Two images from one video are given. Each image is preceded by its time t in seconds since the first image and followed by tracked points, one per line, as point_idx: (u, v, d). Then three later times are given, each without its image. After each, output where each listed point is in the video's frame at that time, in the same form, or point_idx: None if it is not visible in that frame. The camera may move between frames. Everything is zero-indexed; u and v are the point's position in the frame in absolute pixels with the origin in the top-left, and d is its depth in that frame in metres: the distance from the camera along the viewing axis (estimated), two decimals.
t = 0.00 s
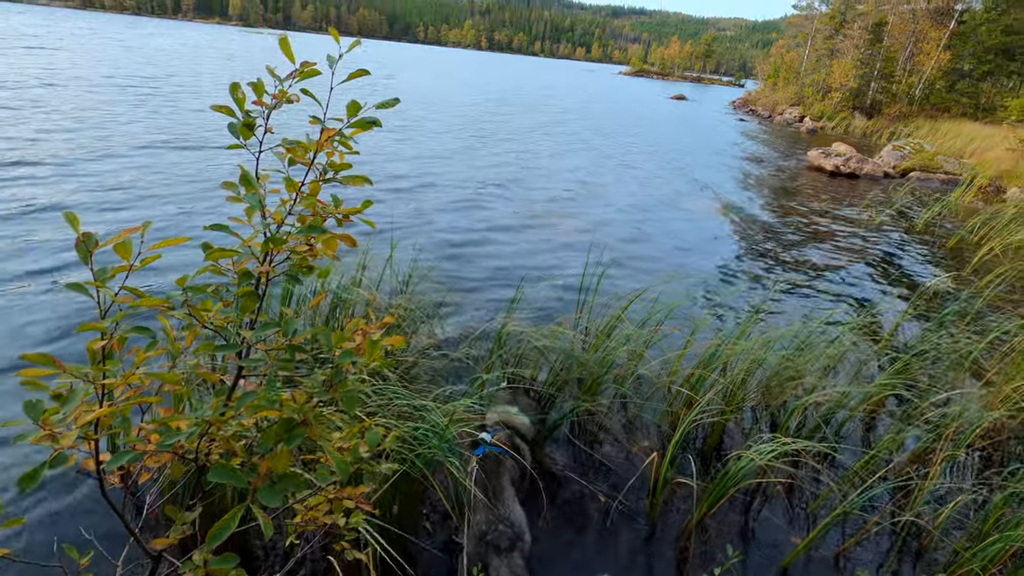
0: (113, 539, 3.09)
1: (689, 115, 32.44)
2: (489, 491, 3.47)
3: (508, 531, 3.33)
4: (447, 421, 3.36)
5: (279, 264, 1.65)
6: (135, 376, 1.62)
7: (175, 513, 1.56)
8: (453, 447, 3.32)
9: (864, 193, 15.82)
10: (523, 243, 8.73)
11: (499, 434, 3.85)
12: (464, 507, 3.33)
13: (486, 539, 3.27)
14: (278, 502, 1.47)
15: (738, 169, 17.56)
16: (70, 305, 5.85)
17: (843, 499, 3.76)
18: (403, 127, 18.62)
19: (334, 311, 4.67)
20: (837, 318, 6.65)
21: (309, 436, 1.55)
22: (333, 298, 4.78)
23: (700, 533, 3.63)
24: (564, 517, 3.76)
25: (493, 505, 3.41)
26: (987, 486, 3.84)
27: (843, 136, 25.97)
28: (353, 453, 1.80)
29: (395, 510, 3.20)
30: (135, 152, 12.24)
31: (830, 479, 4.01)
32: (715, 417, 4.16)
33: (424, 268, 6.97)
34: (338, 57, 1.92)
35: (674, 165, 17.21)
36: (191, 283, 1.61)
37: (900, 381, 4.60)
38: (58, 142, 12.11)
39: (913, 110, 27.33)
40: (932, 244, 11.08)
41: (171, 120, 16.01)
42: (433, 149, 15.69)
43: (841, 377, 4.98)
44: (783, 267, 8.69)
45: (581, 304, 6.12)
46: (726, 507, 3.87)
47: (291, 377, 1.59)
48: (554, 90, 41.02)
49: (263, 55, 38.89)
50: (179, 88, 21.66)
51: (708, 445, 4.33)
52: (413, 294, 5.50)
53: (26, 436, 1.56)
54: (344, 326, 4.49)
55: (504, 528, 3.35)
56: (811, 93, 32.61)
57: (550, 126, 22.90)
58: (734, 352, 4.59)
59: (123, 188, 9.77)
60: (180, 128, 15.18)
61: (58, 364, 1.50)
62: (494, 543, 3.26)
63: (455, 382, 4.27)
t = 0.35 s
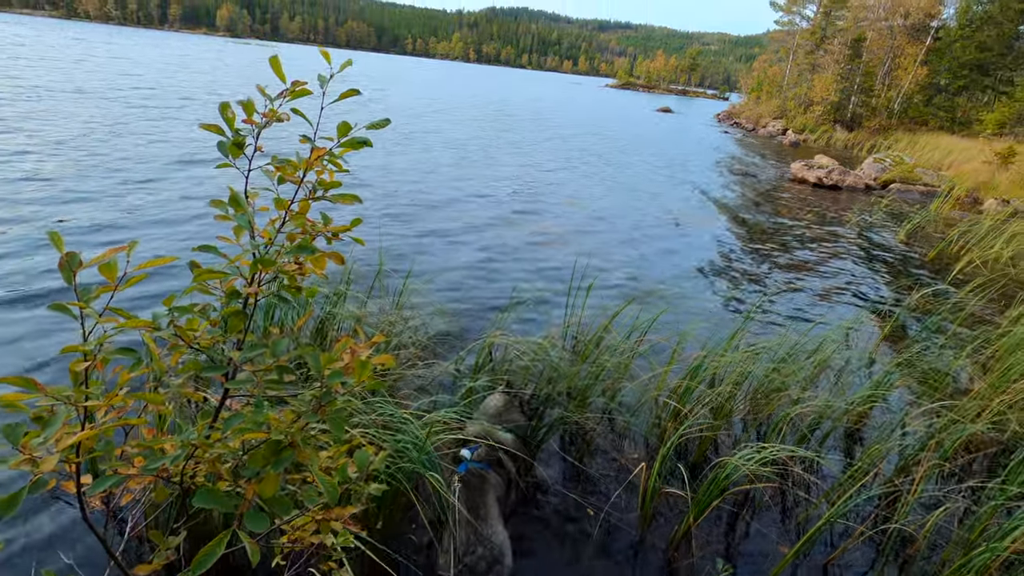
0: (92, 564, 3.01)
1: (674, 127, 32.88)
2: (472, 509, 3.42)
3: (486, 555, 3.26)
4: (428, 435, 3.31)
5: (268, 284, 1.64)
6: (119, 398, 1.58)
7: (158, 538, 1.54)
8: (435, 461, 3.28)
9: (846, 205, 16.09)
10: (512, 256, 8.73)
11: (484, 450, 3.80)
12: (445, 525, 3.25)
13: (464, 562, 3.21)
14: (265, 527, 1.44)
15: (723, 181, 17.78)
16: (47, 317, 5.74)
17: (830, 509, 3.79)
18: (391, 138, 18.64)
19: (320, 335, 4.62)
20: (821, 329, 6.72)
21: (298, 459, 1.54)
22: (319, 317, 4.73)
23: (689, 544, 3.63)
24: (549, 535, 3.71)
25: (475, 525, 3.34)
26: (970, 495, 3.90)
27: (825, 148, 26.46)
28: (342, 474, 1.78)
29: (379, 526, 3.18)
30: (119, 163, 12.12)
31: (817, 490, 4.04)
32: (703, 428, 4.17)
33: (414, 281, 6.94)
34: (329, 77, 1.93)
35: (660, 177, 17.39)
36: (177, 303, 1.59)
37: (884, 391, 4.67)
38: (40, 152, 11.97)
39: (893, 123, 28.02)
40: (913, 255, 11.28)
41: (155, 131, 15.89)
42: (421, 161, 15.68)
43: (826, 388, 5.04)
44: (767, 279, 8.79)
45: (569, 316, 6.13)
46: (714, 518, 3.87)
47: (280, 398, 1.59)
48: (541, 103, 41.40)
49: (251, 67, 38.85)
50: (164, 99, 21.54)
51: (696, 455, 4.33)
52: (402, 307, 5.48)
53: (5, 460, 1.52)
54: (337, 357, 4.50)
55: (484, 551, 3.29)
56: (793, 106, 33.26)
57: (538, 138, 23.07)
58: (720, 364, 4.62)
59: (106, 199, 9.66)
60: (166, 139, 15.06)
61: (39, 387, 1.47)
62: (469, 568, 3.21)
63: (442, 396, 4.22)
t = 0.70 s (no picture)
0: None
1: (661, 142, 33.36)
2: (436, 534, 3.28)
3: None
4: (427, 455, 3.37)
5: (255, 308, 1.63)
6: (102, 424, 1.57)
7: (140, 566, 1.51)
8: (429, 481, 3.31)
9: (829, 219, 16.36)
10: (502, 272, 8.77)
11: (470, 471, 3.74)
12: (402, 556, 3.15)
13: None
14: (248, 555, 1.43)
15: (708, 195, 18.02)
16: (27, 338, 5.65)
17: (818, 524, 3.81)
18: (379, 154, 18.71)
19: (306, 350, 4.61)
20: (807, 342, 6.80)
21: (284, 485, 1.53)
22: (305, 331, 4.72)
23: (679, 561, 3.63)
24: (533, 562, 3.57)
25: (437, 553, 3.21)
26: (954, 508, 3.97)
27: (807, 164, 26.99)
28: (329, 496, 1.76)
29: (370, 545, 3.13)
30: (103, 179, 12.02)
31: (804, 503, 4.07)
32: (691, 442, 4.19)
33: (404, 297, 6.94)
34: (318, 99, 1.94)
35: (646, 192, 17.60)
36: (163, 327, 1.59)
37: (867, 404, 4.74)
38: (23, 168, 11.85)
39: (873, 139, 28.82)
40: (895, 269, 11.46)
41: (141, 147, 15.81)
42: (410, 176, 15.76)
43: (812, 400, 5.09)
44: (754, 292, 8.88)
45: (557, 333, 6.16)
46: (703, 532, 3.87)
47: (268, 420, 1.58)
48: (530, 118, 41.84)
49: (239, 82, 38.90)
50: (151, 114, 21.47)
51: (685, 470, 4.34)
52: (390, 324, 5.49)
53: None
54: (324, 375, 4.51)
55: None
56: (775, 122, 33.95)
57: (526, 153, 23.29)
58: (707, 378, 4.65)
59: (89, 216, 9.57)
60: (152, 154, 14.98)
61: (19, 414, 1.45)
62: None
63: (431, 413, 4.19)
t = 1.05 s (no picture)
0: None
1: (646, 154, 33.77)
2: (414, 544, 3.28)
3: None
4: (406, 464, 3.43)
5: (238, 330, 1.61)
6: (81, 449, 1.53)
7: None
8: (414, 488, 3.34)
9: (811, 229, 16.63)
10: (490, 285, 8.75)
11: (459, 492, 3.74)
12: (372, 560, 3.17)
13: None
14: None
15: (693, 206, 18.25)
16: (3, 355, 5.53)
17: (805, 533, 3.83)
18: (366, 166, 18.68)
19: (294, 368, 4.61)
20: (792, 352, 6.88)
21: (267, 510, 1.51)
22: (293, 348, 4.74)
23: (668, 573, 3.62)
24: None
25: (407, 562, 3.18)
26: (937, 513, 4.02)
27: (789, 174, 27.52)
28: (314, 520, 1.73)
29: (356, 563, 3.11)
30: (84, 192, 11.85)
31: (792, 511, 4.09)
32: (679, 452, 4.21)
33: (392, 311, 6.88)
34: (302, 118, 1.93)
35: (632, 203, 17.77)
36: (144, 350, 1.56)
37: (851, 412, 4.80)
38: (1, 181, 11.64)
39: (852, 149, 29.75)
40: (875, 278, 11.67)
41: (124, 159, 15.64)
42: (396, 189, 15.72)
43: (798, 410, 5.14)
44: (739, 303, 8.98)
45: (545, 346, 6.17)
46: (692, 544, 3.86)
47: (252, 443, 1.58)
48: (517, 130, 42.16)
49: (224, 93, 38.75)
50: (134, 126, 21.25)
51: (674, 481, 4.34)
52: (377, 338, 5.44)
53: None
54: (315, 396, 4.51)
55: None
56: (757, 133, 34.56)
57: (513, 165, 23.43)
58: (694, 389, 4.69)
59: (69, 229, 9.41)
60: (134, 166, 14.81)
61: None
62: None
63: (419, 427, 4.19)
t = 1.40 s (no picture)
0: None
1: (629, 162, 34.17)
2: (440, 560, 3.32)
3: None
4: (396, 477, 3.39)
5: (217, 347, 1.60)
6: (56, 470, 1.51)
7: None
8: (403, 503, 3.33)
9: (792, 234, 16.90)
10: (475, 295, 8.73)
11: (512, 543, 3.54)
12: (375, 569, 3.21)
13: None
14: None
15: (676, 213, 18.47)
16: None
17: (791, 537, 3.87)
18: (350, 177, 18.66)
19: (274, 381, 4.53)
20: (776, 358, 6.95)
21: (249, 529, 1.50)
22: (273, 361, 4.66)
23: None
24: None
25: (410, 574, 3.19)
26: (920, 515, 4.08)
27: (769, 181, 28.04)
28: (297, 537, 1.72)
29: None
30: (63, 207, 11.69)
31: (778, 515, 4.14)
32: (665, 459, 4.24)
33: (376, 324, 6.83)
34: (281, 135, 1.93)
35: (616, 211, 17.94)
36: (120, 369, 1.54)
37: (834, 416, 4.87)
38: None
39: (830, 156, 30.46)
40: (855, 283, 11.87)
41: (104, 172, 15.46)
42: (380, 199, 15.68)
43: (782, 414, 5.20)
44: (723, 309, 9.09)
45: (531, 355, 6.18)
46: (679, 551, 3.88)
47: (234, 460, 1.57)
48: (501, 139, 42.41)
49: (207, 106, 38.54)
50: (114, 139, 21.02)
51: (661, 487, 4.36)
52: (362, 350, 5.40)
53: None
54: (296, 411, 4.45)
55: None
56: (738, 142, 35.20)
57: (497, 175, 23.54)
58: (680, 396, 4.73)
59: (48, 246, 9.28)
60: (114, 180, 14.65)
61: None
62: None
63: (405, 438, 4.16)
